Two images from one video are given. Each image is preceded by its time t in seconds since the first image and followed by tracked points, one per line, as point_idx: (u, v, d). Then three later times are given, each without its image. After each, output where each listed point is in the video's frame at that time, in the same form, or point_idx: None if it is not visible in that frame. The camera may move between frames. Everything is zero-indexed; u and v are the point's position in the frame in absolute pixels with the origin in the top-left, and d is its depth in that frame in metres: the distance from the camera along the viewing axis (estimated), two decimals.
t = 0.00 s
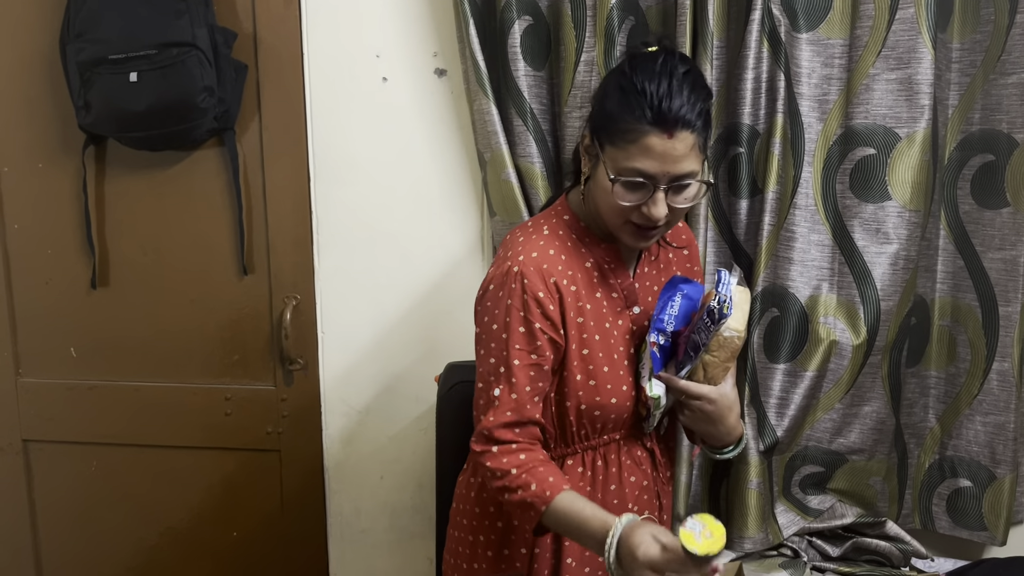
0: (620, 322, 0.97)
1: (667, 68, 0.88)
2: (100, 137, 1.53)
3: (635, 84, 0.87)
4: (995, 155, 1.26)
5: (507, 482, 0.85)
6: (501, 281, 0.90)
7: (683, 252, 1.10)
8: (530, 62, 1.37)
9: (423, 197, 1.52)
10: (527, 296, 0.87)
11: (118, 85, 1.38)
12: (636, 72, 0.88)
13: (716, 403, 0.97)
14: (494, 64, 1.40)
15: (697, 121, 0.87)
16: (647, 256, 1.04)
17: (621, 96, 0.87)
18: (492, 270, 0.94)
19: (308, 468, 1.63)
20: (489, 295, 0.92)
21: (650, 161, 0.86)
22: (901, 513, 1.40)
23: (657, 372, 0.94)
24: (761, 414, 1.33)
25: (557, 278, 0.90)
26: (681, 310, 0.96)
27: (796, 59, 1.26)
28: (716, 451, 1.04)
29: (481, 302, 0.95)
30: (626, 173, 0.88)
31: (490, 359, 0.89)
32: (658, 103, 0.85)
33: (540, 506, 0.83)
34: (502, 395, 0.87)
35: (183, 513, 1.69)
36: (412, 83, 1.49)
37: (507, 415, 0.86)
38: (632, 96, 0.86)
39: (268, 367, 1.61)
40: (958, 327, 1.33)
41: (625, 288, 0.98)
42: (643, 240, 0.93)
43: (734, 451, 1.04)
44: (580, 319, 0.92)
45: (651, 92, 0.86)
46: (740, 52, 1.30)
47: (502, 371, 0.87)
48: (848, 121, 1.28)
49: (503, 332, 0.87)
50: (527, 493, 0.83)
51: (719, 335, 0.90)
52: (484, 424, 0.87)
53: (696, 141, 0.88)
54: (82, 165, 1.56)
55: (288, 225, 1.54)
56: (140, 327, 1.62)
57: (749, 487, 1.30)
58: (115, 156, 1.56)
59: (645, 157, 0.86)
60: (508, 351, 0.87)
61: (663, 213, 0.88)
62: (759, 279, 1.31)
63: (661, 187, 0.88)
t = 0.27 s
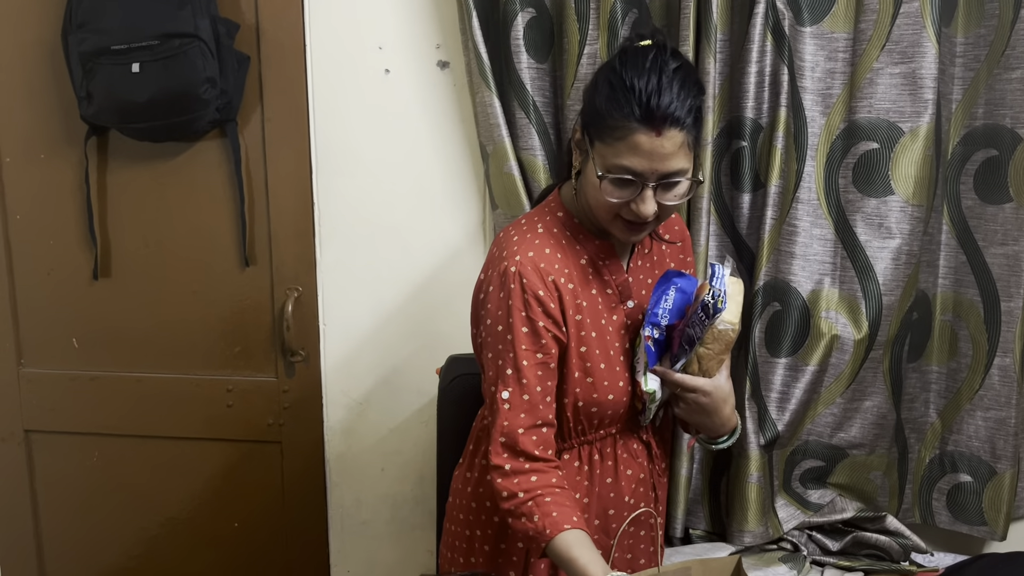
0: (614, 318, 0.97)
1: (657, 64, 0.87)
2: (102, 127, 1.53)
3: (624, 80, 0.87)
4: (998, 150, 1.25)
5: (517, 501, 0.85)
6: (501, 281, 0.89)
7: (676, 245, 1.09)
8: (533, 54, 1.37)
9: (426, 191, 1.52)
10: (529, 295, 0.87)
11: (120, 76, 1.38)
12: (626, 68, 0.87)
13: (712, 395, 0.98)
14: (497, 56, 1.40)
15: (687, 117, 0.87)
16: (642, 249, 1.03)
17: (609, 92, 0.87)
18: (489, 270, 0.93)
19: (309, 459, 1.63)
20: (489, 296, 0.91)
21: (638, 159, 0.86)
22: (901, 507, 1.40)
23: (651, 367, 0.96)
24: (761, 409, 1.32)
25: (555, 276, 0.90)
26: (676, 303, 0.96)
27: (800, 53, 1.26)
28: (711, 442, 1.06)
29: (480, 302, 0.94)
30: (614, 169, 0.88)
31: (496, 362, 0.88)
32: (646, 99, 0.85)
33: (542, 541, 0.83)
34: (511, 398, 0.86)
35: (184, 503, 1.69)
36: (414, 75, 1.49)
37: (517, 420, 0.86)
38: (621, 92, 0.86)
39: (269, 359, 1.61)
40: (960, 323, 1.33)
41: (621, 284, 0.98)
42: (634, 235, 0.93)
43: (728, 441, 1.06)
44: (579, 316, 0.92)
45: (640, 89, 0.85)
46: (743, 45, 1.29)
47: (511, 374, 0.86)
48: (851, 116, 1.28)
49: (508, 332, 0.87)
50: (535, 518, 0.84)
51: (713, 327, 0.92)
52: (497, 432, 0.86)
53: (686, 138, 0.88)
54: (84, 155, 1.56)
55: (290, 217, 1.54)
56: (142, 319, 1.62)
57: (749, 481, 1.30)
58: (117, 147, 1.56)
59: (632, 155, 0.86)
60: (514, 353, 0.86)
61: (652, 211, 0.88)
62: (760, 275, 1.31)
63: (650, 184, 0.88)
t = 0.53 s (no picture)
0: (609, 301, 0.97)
1: (653, 41, 0.88)
2: (103, 108, 1.53)
3: (620, 58, 0.87)
4: (1000, 137, 1.25)
5: (501, 484, 0.85)
6: (494, 261, 0.89)
7: (676, 229, 1.09)
8: (535, 37, 1.36)
9: (426, 175, 1.52)
10: (520, 276, 0.87)
11: (121, 57, 1.38)
12: (622, 46, 0.88)
13: (707, 377, 0.99)
14: (499, 39, 1.40)
15: (682, 96, 0.87)
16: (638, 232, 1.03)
17: (605, 70, 0.87)
18: (483, 251, 0.93)
19: (309, 442, 1.64)
20: (482, 276, 0.91)
21: (633, 137, 0.86)
22: (897, 493, 1.40)
23: (646, 349, 0.95)
24: (759, 393, 1.32)
25: (547, 257, 0.90)
26: (669, 285, 0.96)
27: (802, 38, 1.25)
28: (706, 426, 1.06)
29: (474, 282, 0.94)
30: (609, 148, 0.88)
31: (487, 342, 0.89)
32: (641, 78, 0.85)
33: (520, 526, 0.83)
34: (500, 378, 0.86)
35: (184, 485, 1.70)
36: (416, 58, 1.48)
37: (505, 398, 0.86)
38: (616, 71, 0.86)
39: (270, 342, 1.61)
40: (960, 310, 1.33)
41: (616, 267, 0.97)
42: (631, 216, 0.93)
43: (724, 427, 1.06)
44: (572, 298, 0.92)
45: (635, 67, 0.86)
46: (745, 30, 1.29)
47: (500, 353, 0.87)
48: (853, 101, 1.27)
49: (499, 313, 0.87)
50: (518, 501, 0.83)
51: (707, 309, 0.93)
52: (485, 411, 0.86)
53: (681, 117, 0.88)
54: (85, 136, 1.56)
55: (291, 199, 1.54)
56: (143, 301, 1.63)
57: (745, 465, 1.31)
58: (118, 129, 1.55)
59: (628, 134, 0.86)
60: (504, 333, 0.87)
61: (647, 190, 0.88)
62: (760, 259, 1.31)
63: (645, 163, 0.88)
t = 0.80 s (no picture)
0: (605, 262, 0.96)
1: None
2: (103, 70, 1.52)
3: (619, 11, 0.86)
4: (1005, 103, 1.23)
5: (479, 437, 0.85)
6: (489, 216, 0.89)
7: (678, 190, 1.07)
8: None
9: (426, 140, 1.51)
10: (513, 231, 0.87)
11: (121, 17, 1.37)
12: None
13: (703, 339, 0.98)
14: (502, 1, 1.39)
15: (681, 50, 0.86)
16: (638, 192, 1.01)
17: (604, 23, 0.86)
18: (479, 206, 0.93)
19: (308, 407, 1.64)
20: (477, 231, 0.91)
21: (629, 91, 0.86)
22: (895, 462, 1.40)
23: (641, 309, 0.95)
24: (759, 358, 1.32)
25: (542, 213, 0.90)
26: (666, 245, 0.95)
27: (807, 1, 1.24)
28: (703, 390, 1.06)
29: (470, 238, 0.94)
30: (606, 102, 0.88)
31: (478, 297, 0.89)
32: (640, 31, 0.84)
33: (494, 479, 0.84)
34: (487, 332, 0.87)
35: (184, 449, 1.71)
36: (417, 21, 1.46)
37: (492, 353, 0.86)
38: (615, 24, 0.85)
39: (269, 307, 1.61)
40: (961, 279, 1.31)
41: (613, 226, 0.96)
42: (629, 174, 0.93)
43: (723, 390, 1.06)
44: (566, 256, 0.92)
45: (633, 20, 0.85)
46: None
47: (489, 308, 0.87)
48: (857, 66, 1.27)
49: (491, 268, 0.87)
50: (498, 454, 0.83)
51: (703, 269, 0.91)
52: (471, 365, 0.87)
53: (680, 73, 0.87)
54: (85, 98, 1.55)
55: (292, 163, 1.54)
56: (143, 265, 1.63)
57: (743, 430, 1.31)
58: (118, 91, 1.55)
59: (625, 88, 0.86)
60: (494, 288, 0.87)
61: (643, 146, 0.88)
62: (761, 225, 1.30)
63: (642, 119, 0.87)
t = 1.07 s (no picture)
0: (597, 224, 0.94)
1: None
2: (98, 29, 1.50)
3: None
4: (1010, 72, 1.21)
5: (460, 396, 0.85)
6: (478, 174, 0.88)
7: (673, 153, 1.06)
8: None
9: (423, 104, 1.49)
10: (501, 190, 0.86)
11: None
12: None
13: (695, 304, 0.96)
14: None
15: (680, 7, 0.84)
16: (631, 153, 1.00)
17: None
18: (469, 165, 0.92)
19: (303, 372, 1.64)
20: (467, 190, 0.90)
21: (627, 48, 0.84)
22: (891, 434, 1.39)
23: (633, 272, 0.92)
24: (755, 327, 1.31)
25: (533, 172, 0.88)
26: (659, 208, 0.92)
27: None
28: (695, 356, 1.04)
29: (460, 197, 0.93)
30: (603, 59, 0.86)
31: (465, 256, 0.88)
32: None
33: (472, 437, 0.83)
34: (473, 291, 0.85)
35: (179, 413, 1.70)
36: None
37: (476, 312, 0.85)
38: None
39: (264, 271, 1.60)
40: (961, 251, 1.30)
41: (605, 188, 0.95)
42: (623, 132, 0.91)
43: (714, 355, 1.04)
44: (557, 217, 0.90)
45: None
46: None
47: (475, 267, 0.86)
48: (861, 32, 1.24)
49: (477, 227, 0.86)
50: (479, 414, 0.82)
51: (697, 233, 0.91)
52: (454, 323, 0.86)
53: (679, 31, 0.85)
54: (79, 57, 1.53)
55: (288, 126, 1.52)
56: (138, 228, 1.61)
57: (738, 398, 1.31)
58: (113, 50, 1.53)
59: (622, 44, 0.84)
60: (481, 247, 0.85)
61: (640, 104, 0.86)
62: (760, 192, 1.29)
63: (639, 76, 0.85)
